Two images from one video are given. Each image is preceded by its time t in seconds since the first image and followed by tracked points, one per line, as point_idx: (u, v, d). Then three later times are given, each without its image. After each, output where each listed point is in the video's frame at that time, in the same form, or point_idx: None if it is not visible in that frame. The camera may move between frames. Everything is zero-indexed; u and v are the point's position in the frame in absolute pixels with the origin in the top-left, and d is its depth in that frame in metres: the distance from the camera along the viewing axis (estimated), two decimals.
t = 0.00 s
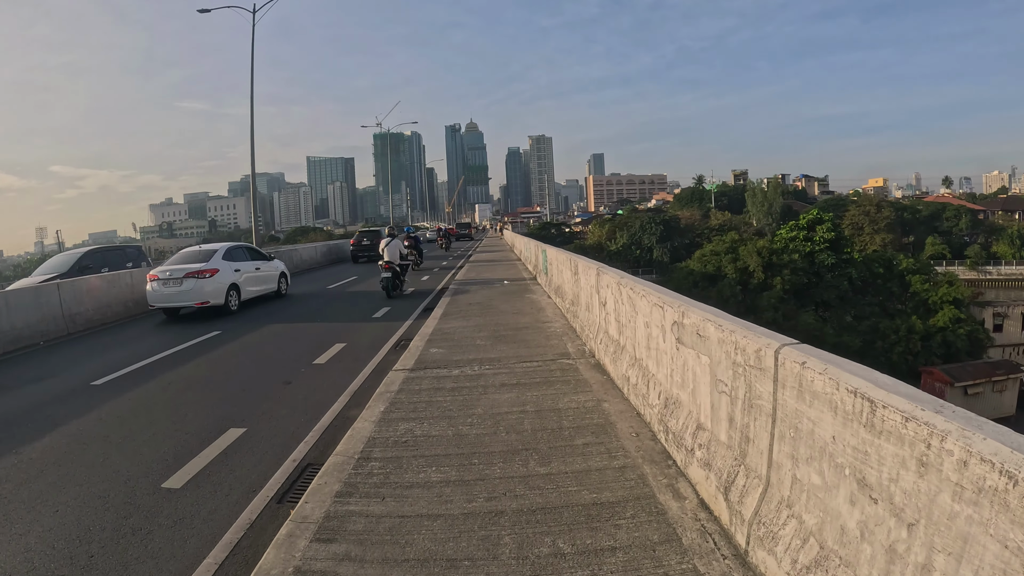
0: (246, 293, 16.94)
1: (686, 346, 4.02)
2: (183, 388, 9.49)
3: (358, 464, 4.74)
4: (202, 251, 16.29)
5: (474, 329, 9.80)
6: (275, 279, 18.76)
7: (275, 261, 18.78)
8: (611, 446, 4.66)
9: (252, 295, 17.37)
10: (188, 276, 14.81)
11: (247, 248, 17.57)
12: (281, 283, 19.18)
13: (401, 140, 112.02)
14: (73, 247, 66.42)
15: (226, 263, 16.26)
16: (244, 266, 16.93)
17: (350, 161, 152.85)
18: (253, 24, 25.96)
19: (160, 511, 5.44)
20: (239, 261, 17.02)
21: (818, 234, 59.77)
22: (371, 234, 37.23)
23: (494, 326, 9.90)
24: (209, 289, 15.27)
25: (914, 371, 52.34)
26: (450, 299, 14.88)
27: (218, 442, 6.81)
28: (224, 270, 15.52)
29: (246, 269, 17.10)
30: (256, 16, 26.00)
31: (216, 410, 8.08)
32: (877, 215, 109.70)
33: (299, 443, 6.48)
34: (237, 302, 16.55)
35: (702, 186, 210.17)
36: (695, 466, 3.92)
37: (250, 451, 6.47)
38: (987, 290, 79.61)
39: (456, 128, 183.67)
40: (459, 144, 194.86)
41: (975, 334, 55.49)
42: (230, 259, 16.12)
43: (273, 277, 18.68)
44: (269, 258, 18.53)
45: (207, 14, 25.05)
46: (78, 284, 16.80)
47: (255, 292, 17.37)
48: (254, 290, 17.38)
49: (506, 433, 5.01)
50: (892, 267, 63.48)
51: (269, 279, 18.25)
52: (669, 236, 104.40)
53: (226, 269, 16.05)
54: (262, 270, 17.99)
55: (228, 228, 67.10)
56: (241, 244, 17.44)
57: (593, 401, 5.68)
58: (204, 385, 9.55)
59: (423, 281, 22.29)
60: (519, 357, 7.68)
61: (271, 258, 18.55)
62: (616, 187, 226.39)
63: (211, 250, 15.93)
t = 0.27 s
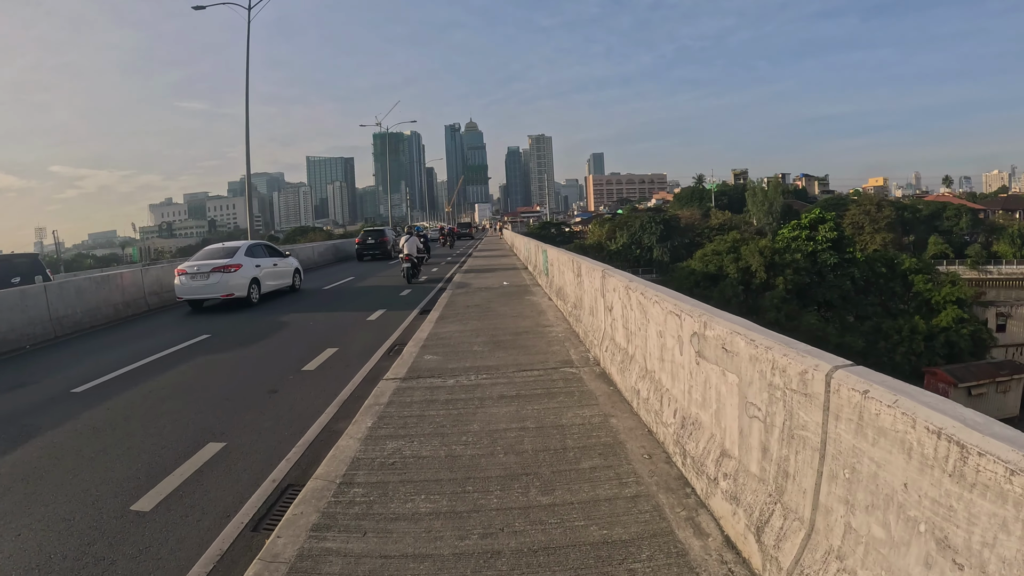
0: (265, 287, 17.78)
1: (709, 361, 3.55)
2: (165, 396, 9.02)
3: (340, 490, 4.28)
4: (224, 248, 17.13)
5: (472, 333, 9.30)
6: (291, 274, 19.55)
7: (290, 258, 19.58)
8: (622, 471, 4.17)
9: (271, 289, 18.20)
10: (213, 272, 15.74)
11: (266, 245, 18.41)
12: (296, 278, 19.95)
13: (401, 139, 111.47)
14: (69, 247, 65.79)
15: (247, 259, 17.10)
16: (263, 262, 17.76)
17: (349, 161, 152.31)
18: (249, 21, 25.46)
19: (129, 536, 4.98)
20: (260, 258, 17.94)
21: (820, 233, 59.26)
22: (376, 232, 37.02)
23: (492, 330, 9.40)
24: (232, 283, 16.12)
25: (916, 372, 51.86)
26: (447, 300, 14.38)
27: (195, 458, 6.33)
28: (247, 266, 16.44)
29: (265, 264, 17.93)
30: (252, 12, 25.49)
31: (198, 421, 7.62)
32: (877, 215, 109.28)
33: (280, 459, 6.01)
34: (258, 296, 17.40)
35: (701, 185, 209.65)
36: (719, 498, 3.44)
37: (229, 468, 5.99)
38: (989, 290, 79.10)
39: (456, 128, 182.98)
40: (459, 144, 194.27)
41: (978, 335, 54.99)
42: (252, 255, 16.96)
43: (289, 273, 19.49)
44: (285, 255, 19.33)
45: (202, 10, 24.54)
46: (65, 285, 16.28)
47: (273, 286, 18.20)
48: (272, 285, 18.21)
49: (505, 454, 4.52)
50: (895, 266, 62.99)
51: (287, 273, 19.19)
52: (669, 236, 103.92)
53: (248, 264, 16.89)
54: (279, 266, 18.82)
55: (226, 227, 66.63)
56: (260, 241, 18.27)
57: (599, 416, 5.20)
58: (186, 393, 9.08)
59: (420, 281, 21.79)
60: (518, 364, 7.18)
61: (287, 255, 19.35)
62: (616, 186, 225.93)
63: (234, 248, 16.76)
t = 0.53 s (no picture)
0: (283, 283, 17.61)
1: (735, 390, 3.06)
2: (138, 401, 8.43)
3: (307, 531, 3.71)
4: (242, 244, 16.98)
5: (466, 339, 8.78)
6: (305, 270, 19.37)
7: (305, 255, 19.39)
8: (630, 509, 3.66)
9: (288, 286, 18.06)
10: (235, 266, 15.55)
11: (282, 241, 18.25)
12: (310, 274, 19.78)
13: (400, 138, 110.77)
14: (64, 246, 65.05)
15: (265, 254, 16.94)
16: (280, 258, 17.58)
17: (349, 160, 151.60)
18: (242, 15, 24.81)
19: (63, 532, 4.23)
20: (276, 254, 17.76)
21: (822, 233, 58.65)
22: (378, 231, 36.49)
23: (487, 337, 8.86)
24: (251, 278, 15.95)
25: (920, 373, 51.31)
26: (442, 302, 13.80)
27: (162, 479, 5.78)
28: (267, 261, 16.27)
29: (282, 260, 17.75)
30: (246, 6, 24.85)
31: (170, 432, 7.07)
32: (878, 215, 108.61)
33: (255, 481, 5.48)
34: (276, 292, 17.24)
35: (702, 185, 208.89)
36: (748, 550, 2.93)
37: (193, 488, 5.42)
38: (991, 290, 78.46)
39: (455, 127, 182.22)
40: (458, 143, 193.47)
41: (982, 336, 54.35)
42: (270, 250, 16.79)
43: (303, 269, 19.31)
44: (300, 251, 19.16)
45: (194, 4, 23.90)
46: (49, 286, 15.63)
47: (291, 282, 18.05)
48: (290, 280, 18.05)
49: (498, 487, 4.00)
50: (898, 266, 62.44)
51: (302, 270, 18.97)
52: (670, 235, 103.24)
53: (266, 260, 16.74)
54: (295, 262, 18.65)
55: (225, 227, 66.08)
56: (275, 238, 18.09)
57: (603, 442, 4.69)
58: (162, 399, 8.51)
59: (417, 282, 21.22)
60: (516, 375, 6.67)
61: (302, 251, 19.17)
62: (616, 186, 225.25)
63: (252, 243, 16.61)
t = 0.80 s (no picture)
0: (299, 279, 17.62)
1: (781, 422, 2.66)
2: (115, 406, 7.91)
3: (283, 571, 3.27)
4: (260, 241, 17.04)
5: (465, 345, 8.31)
6: (316, 268, 19.39)
7: (316, 253, 19.40)
8: (649, 549, 3.23)
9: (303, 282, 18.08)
10: (257, 260, 15.60)
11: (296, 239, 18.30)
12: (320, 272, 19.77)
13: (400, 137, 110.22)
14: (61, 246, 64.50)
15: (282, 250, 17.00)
16: (295, 254, 17.63)
17: (349, 159, 150.76)
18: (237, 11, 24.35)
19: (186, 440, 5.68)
20: (292, 251, 17.80)
21: (825, 232, 58.17)
22: (384, 230, 36.17)
23: (486, 342, 8.41)
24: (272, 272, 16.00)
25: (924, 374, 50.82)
26: (441, 304, 13.32)
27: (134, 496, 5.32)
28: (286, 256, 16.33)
29: (297, 256, 17.78)
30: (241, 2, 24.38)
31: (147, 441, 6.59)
32: (879, 214, 108.08)
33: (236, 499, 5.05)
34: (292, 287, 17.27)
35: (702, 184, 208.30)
36: None
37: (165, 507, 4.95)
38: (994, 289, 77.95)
39: (455, 126, 181.62)
40: (458, 143, 192.90)
41: (986, 336, 53.82)
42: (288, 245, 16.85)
43: (315, 266, 19.36)
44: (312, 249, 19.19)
45: None
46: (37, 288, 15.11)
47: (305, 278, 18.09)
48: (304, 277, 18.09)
49: (500, 521, 3.57)
50: (901, 266, 61.94)
51: (314, 267, 18.96)
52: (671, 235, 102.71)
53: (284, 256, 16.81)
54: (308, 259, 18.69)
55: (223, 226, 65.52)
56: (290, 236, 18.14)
57: (616, 465, 4.28)
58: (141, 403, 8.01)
59: (416, 283, 20.72)
60: (518, 385, 6.23)
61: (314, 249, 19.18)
62: (616, 185, 224.47)
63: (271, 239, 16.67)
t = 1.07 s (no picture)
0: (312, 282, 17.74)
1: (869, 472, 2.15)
2: (92, 423, 7.35)
3: None
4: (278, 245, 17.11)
5: (468, 352, 7.72)
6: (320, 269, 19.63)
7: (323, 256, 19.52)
8: None
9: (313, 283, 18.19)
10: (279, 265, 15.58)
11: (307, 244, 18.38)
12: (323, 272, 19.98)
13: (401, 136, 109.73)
14: (62, 245, 64.05)
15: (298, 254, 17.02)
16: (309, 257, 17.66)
17: (350, 158, 150.13)
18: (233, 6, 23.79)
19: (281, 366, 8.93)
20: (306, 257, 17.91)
21: (829, 231, 57.57)
22: (388, 229, 35.71)
23: (490, 348, 7.89)
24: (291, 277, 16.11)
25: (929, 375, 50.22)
26: (441, 307, 12.72)
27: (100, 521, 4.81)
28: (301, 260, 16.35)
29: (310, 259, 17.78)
30: None
31: (122, 461, 6.04)
32: (881, 213, 107.46)
33: (212, 531, 4.48)
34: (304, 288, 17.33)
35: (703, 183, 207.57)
36: None
37: (130, 541, 4.38)
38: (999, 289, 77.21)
39: (456, 125, 181.02)
40: (459, 142, 193.13)
41: (992, 337, 53.13)
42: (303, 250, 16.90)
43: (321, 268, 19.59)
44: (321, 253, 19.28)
45: None
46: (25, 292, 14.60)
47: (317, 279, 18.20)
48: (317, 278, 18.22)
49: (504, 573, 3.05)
50: (906, 266, 61.29)
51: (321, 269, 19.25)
52: (672, 234, 101.95)
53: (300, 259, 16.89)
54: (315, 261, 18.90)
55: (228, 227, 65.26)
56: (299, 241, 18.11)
57: (641, 498, 3.77)
58: (120, 419, 7.45)
59: (416, 282, 20.11)
60: (526, 400, 5.67)
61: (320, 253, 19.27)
62: (617, 184, 223.76)
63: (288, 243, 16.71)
